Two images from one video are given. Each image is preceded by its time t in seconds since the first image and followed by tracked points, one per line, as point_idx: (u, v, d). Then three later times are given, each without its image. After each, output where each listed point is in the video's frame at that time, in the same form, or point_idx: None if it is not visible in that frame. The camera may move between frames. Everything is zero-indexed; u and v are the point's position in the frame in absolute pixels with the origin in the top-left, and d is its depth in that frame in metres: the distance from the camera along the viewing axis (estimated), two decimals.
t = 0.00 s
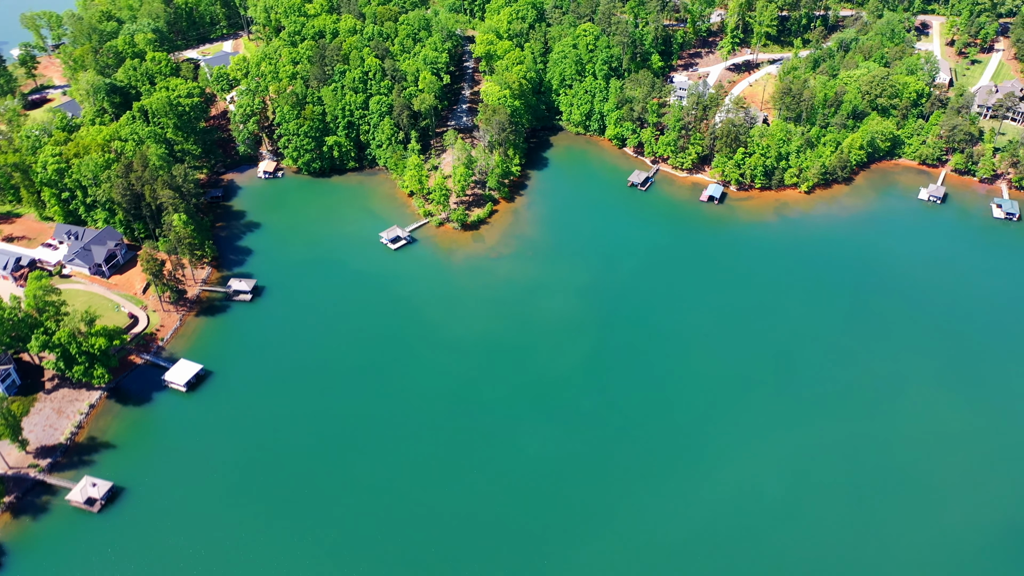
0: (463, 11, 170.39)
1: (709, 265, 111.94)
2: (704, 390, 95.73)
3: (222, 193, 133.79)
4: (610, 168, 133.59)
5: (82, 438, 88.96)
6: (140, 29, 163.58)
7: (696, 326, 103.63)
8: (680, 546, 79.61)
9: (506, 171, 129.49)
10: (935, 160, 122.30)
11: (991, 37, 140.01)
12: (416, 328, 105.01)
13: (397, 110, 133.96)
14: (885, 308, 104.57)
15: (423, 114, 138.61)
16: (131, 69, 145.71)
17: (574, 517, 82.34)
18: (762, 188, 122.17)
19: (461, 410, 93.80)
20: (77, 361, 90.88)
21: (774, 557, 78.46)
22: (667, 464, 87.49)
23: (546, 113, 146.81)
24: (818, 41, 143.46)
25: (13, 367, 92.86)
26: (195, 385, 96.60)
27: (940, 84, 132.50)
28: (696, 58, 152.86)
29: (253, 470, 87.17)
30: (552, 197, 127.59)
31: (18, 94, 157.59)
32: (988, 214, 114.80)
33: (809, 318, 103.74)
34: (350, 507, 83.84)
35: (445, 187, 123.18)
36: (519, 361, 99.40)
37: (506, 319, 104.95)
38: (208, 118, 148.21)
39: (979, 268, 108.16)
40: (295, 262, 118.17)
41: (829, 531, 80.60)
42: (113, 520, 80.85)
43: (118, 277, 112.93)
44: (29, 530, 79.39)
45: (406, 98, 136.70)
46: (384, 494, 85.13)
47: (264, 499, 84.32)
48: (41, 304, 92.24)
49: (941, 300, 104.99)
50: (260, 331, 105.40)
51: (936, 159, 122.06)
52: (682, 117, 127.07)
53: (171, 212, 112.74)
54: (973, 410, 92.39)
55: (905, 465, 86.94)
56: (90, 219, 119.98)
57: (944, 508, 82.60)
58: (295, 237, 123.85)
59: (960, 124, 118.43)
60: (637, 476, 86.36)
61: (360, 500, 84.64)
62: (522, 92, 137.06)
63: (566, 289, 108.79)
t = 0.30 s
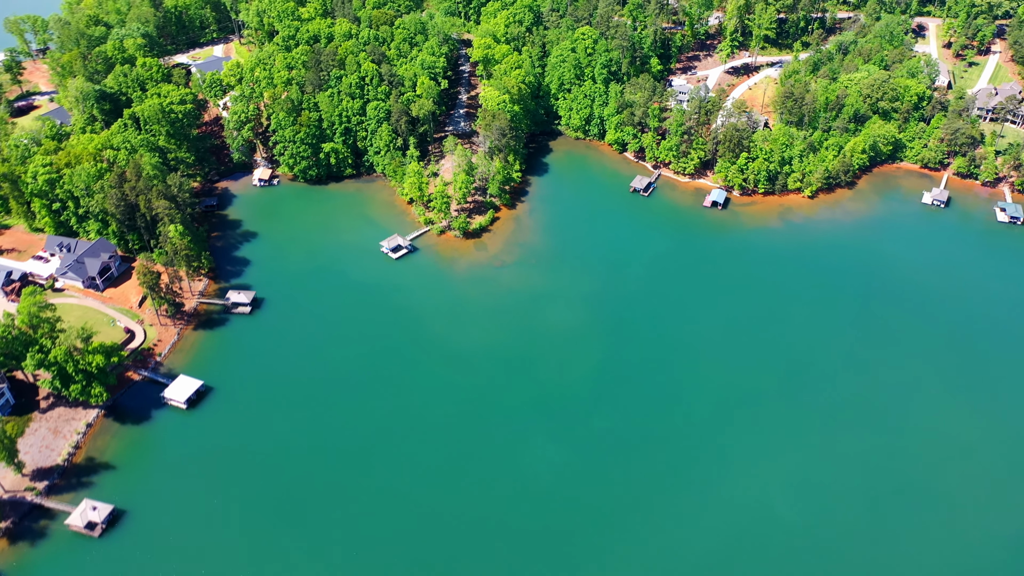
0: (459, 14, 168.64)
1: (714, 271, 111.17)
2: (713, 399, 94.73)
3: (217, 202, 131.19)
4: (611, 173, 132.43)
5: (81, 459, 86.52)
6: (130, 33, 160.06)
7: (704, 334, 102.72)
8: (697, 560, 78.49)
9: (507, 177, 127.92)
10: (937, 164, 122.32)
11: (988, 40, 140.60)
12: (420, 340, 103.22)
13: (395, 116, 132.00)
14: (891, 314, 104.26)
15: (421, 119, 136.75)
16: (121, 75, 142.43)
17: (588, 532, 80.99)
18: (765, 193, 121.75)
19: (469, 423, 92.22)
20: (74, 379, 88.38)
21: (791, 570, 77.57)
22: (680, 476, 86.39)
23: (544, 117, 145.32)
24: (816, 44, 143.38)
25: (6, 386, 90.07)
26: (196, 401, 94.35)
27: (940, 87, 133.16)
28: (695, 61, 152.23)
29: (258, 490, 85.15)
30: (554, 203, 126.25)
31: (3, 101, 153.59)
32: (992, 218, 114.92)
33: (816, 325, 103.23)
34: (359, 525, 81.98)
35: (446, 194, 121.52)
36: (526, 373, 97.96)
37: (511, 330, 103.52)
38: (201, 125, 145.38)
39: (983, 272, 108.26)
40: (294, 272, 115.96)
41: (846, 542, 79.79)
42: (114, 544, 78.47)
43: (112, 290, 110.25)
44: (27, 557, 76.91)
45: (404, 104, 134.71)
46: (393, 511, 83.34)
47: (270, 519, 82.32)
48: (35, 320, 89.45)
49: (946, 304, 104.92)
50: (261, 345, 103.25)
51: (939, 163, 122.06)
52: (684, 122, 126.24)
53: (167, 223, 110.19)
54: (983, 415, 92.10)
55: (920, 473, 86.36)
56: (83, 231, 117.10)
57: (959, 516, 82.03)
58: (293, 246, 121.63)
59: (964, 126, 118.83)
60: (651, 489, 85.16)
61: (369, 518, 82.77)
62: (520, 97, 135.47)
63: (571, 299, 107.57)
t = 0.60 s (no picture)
0: (450, 18, 166.71)
1: (716, 279, 110.79)
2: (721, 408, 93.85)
3: (207, 213, 128.38)
4: (609, 179, 131.50)
5: (75, 485, 83.93)
6: (114, 41, 156.51)
7: (709, 342, 102.09)
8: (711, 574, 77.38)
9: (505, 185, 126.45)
10: (936, 166, 123.54)
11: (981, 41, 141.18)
12: (423, 354, 101.46)
13: (389, 123, 130.04)
14: (894, 319, 104.24)
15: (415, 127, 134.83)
16: (106, 84, 139.09)
17: (600, 549, 79.61)
18: (765, 199, 122.07)
19: (474, 439, 90.63)
20: (67, 403, 85.78)
21: None
22: (692, 490, 85.13)
23: (540, 123, 143.89)
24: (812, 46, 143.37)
25: None
26: (193, 422, 91.95)
27: (937, 88, 133.80)
28: (690, 64, 151.66)
29: (260, 512, 82.96)
30: (552, 211, 125.11)
31: None
32: (992, 221, 115.99)
33: (820, 332, 102.90)
34: (365, 547, 80.02)
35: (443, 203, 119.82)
36: (531, 386, 96.66)
37: (514, 342, 102.29)
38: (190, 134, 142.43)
39: (982, 276, 108.85)
40: (290, 285, 113.74)
41: (859, 552, 79.04)
42: (112, 574, 75.78)
43: (103, 307, 107.41)
44: None
45: (398, 111, 132.72)
46: (400, 531, 81.48)
47: (274, 543, 80.19)
48: (23, 341, 85.92)
49: (948, 309, 105.14)
50: (258, 361, 100.97)
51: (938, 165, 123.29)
52: (683, 127, 125.50)
53: (160, 237, 107.44)
54: (990, 419, 91.97)
55: (931, 480, 85.83)
56: (71, 246, 114.06)
57: (971, 522, 81.60)
58: (289, 258, 119.35)
59: (962, 129, 119.76)
60: (663, 503, 83.88)
61: (375, 538, 80.88)
62: (516, 102, 133.80)
63: (573, 309, 106.62)
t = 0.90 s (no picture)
0: (446, 23, 164.93)
1: (723, 287, 109.91)
2: (732, 419, 92.71)
3: (201, 225, 125.68)
4: (611, 186, 130.39)
5: (72, 511, 81.42)
6: (103, 48, 153.24)
7: (718, 351, 100.97)
8: None
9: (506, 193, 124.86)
10: (938, 171, 124.23)
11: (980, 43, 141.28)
12: (428, 368, 99.67)
13: (387, 132, 127.92)
14: (903, 325, 103.62)
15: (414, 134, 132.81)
16: (95, 94, 135.81)
17: (616, 567, 78.08)
18: (769, 205, 121.72)
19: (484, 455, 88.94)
20: (64, 427, 83.13)
21: None
22: (709, 504, 83.65)
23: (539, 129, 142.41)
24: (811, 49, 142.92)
25: None
26: (194, 444, 89.60)
27: (938, 91, 133.99)
28: (688, 68, 151.03)
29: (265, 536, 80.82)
30: (555, 219, 123.70)
31: None
32: (996, 225, 116.32)
33: (830, 339, 102.02)
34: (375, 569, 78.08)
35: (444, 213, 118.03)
36: (539, 399, 95.03)
37: (521, 355, 100.65)
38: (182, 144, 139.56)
39: (988, 281, 108.71)
40: (290, 298, 111.59)
41: (879, 565, 77.97)
42: None
43: (96, 324, 104.74)
44: None
45: (396, 119, 130.69)
46: (411, 552, 79.59)
47: (281, 567, 78.05)
48: (18, 364, 83.80)
49: (956, 314, 104.65)
50: (260, 378, 98.86)
51: (940, 170, 123.95)
52: (685, 133, 124.70)
53: (155, 252, 104.78)
54: (1003, 425, 91.34)
55: (948, 489, 84.89)
56: (62, 261, 111.14)
57: (991, 532, 80.75)
58: (287, 270, 117.12)
59: (965, 133, 120.32)
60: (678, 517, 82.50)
61: (386, 560, 78.93)
62: (515, 108, 132.16)
63: (580, 320, 105.23)
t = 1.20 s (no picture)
0: (451, 28, 163.17)
1: (737, 298, 108.24)
2: (752, 434, 90.75)
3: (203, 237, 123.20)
4: (621, 194, 128.67)
5: (76, 537, 79.05)
6: (100, 55, 150.51)
7: (734, 364, 99.20)
8: None
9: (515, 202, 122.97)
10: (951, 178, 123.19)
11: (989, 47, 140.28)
12: (439, 384, 97.62)
13: (393, 140, 125.84)
14: (922, 336, 101.98)
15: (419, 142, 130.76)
16: (93, 102, 133.13)
17: None
18: (781, 213, 120.27)
19: (498, 474, 86.82)
20: (68, 450, 80.87)
21: None
22: (732, 523, 81.47)
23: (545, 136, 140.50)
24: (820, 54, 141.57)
25: None
26: (200, 465, 87.23)
27: (949, 96, 132.81)
28: (696, 74, 149.74)
29: (276, 560, 78.46)
30: (565, 228, 121.86)
31: None
32: (1012, 233, 115.03)
33: (847, 351, 100.31)
34: None
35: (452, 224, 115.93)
36: (554, 416, 93.11)
37: (534, 370, 98.73)
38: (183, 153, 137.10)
39: (1005, 290, 107.30)
40: (296, 312, 109.35)
41: None
42: None
43: (97, 341, 102.26)
44: None
45: (402, 127, 128.63)
46: None
47: None
48: (18, 386, 81.37)
49: (975, 324, 103.05)
50: (267, 396, 96.59)
51: (953, 177, 122.90)
52: (695, 141, 123.14)
53: (157, 266, 102.37)
54: None
55: (975, 504, 82.89)
56: (62, 276, 108.57)
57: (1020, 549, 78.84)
58: (293, 283, 114.88)
59: (978, 139, 119.29)
60: (699, 536, 80.31)
61: None
62: (522, 116, 130.19)
63: (593, 333, 103.48)
